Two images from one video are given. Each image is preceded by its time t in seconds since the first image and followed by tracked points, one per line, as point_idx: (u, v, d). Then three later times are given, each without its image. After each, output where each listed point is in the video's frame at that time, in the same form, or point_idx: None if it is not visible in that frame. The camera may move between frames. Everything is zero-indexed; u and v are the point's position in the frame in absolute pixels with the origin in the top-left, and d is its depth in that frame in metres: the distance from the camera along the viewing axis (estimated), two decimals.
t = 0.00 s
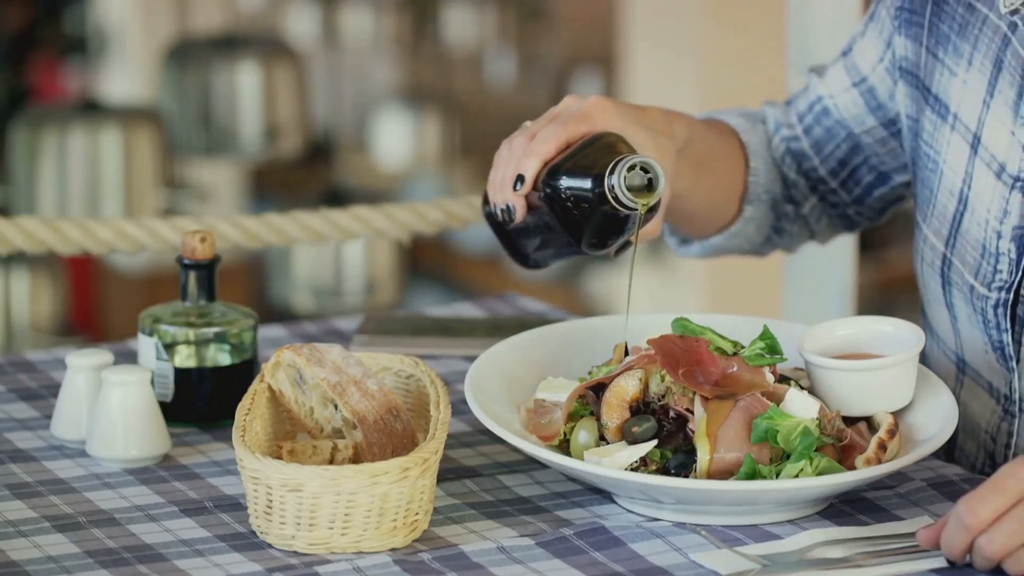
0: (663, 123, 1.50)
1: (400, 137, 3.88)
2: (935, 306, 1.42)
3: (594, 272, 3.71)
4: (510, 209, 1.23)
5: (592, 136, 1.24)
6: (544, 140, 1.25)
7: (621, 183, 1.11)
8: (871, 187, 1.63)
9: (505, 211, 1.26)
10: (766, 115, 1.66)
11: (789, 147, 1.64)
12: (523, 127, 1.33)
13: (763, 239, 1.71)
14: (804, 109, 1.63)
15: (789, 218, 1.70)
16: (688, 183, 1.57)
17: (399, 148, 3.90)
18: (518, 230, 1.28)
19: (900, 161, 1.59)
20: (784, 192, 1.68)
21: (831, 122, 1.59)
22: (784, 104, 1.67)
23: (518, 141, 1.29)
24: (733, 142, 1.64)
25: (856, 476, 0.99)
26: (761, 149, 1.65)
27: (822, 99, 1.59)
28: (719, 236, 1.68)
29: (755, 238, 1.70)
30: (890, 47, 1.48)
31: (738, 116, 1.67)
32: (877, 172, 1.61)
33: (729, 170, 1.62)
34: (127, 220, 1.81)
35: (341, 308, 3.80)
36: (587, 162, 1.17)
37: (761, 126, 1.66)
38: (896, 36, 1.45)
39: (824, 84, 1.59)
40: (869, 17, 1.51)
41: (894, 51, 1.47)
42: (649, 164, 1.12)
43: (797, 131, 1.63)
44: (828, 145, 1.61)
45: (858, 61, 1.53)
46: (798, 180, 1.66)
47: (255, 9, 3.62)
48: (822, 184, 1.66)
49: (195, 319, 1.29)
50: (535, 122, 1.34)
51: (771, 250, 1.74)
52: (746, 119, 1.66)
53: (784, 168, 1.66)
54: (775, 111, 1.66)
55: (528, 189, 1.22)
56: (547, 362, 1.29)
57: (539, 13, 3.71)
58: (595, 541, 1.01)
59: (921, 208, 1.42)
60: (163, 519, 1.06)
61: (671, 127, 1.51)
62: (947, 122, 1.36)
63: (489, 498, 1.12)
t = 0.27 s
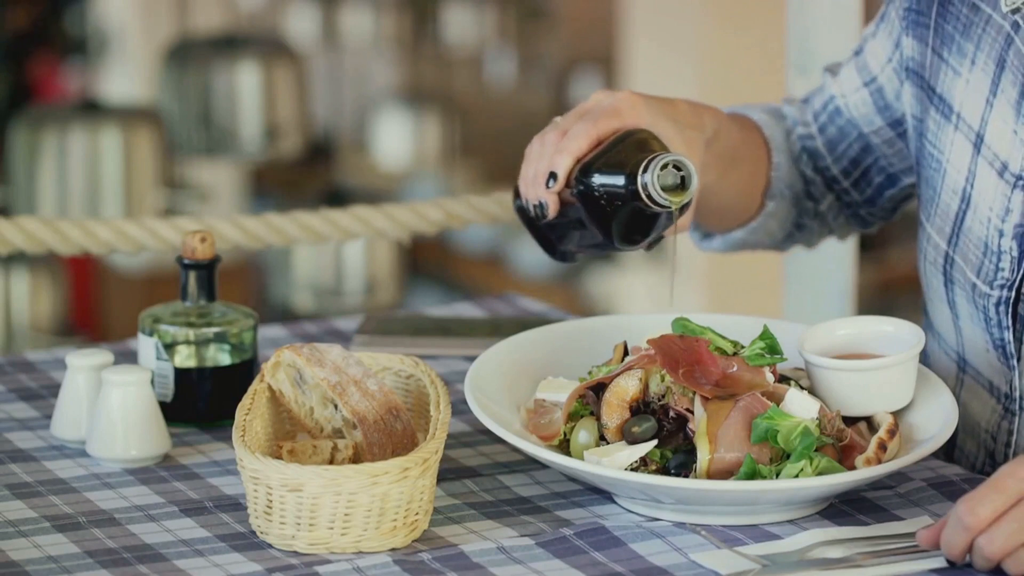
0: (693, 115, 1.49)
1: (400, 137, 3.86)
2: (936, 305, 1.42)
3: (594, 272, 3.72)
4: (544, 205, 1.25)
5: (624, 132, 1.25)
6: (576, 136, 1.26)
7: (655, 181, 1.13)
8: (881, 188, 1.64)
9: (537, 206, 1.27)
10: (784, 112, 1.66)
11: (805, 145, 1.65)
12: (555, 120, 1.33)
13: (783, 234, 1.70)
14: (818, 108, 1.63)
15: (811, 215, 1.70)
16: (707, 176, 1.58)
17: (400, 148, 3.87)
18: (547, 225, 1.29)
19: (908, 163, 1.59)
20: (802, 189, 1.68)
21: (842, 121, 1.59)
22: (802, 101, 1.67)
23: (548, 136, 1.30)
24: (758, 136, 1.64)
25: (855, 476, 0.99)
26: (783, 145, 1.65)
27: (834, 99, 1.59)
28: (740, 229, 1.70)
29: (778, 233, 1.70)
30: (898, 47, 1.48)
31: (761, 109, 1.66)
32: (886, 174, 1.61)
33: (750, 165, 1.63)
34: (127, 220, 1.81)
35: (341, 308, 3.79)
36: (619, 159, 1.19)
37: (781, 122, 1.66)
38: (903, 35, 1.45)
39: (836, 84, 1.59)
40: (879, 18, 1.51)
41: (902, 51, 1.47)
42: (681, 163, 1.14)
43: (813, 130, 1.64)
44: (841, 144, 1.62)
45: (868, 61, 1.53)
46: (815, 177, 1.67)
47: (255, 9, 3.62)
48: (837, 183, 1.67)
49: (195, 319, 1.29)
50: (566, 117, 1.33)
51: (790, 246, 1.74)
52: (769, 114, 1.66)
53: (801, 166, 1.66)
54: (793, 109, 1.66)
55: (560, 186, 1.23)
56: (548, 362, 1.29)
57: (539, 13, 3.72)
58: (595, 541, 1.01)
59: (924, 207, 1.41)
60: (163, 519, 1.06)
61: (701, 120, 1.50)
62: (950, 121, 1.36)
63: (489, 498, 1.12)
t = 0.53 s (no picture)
0: (705, 112, 1.48)
1: (401, 137, 3.84)
2: (937, 305, 1.42)
3: (593, 271, 3.74)
4: (564, 201, 1.25)
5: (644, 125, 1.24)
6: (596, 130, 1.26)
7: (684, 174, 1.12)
8: (881, 189, 1.64)
9: (556, 202, 1.27)
10: (781, 114, 1.65)
11: (802, 147, 1.64)
12: (570, 116, 1.33)
13: (777, 239, 1.67)
14: (816, 110, 1.63)
15: (806, 217, 1.69)
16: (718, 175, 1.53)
17: (401, 147, 3.86)
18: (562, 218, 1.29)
19: (909, 162, 1.60)
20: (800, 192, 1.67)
21: (842, 122, 1.60)
22: (798, 104, 1.67)
23: (564, 132, 1.30)
24: (757, 137, 1.61)
25: (855, 476, 0.99)
26: (782, 146, 1.62)
27: (833, 100, 1.60)
28: (739, 232, 1.65)
29: (774, 237, 1.66)
30: (898, 48, 1.49)
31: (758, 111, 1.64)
32: (887, 174, 1.62)
33: (752, 164, 1.59)
34: (128, 220, 1.81)
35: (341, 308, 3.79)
36: (642, 152, 1.18)
37: (780, 123, 1.64)
38: (904, 36, 1.45)
39: (835, 85, 1.59)
40: (879, 19, 1.51)
41: (903, 51, 1.47)
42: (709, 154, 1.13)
43: (810, 132, 1.64)
44: (840, 145, 1.62)
45: (868, 61, 1.53)
46: (811, 179, 1.66)
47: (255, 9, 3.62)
48: (834, 185, 1.66)
49: (195, 319, 1.29)
50: (582, 112, 1.33)
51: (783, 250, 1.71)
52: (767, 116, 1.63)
53: (798, 168, 1.65)
54: (790, 111, 1.65)
55: (582, 181, 1.23)
56: (547, 362, 1.29)
57: (539, 13, 3.75)
58: (595, 542, 1.01)
59: (926, 207, 1.42)
60: (163, 519, 1.06)
61: (713, 117, 1.49)
62: (953, 121, 1.36)
63: (489, 498, 1.12)
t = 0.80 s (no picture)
0: (693, 118, 1.48)
1: (401, 139, 3.88)
2: (938, 306, 1.42)
3: (593, 271, 3.75)
4: (554, 207, 1.24)
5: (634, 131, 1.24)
6: (590, 135, 1.25)
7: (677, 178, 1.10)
8: (873, 190, 1.64)
9: (544, 209, 1.26)
10: (766, 121, 1.65)
11: (790, 152, 1.64)
12: (557, 123, 1.34)
13: (762, 247, 1.66)
14: (804, 114, 1.63)
15: (789, 224, 1.68)
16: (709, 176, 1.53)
17: (400, 150, 3.90)
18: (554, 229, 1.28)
19: (903, 164, 1.60)
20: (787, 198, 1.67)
21: (833, 126, 1.60)
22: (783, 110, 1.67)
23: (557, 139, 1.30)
24: (741, 143, 1.61)
25: (855, 476, 0.99)
26: (767, 152, 1.62)
27: (823, 104, 1.60)
28: (723, 239, 1.64)
29: (757, 245, 1.65)
30: (892, 50, 1.48)
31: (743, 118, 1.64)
32: (880, 175, 1.62)
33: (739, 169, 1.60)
34: (128, 220, 1.81)
35: (342, 308, 3.79)
36: (635, 157, 1.17)
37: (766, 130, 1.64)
38: (900, 38, 1.45)
39: (824, 89, 1.59)
40: (871, 21, 1.51)
41: (898, 53, 1.47)
42: (704, 157, 1.12)
43: (798, 136, 1.64)
44: (830, 149, 1.62)
45: (861, 64, 1.53)
46: (798, 185, 1.66)
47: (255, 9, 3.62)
48: (823, 189, 1.66)
49: (195, 319, 1.29)
50: (569, 118, 1.34)
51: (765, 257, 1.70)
52: (751, 122, 1.63)
53: (784, 173, 1.65)
54: (775, 117, 1.65)
55: (573, 186, 1.23)
56: (548, 362, 1.29)
57: (539, 13, 3.71)
58: (595, 541, 1.01)
59: (926, 209, 1.42)
60: (163, 519, 1.06)
61: (701, 123, 1.49)
62: (951, 124, 1.36)
63: (489, 498, 1.12)
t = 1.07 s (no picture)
0: (678, 121, 1.49)
1: (401, 139, 3.87)
2: (937, 307, 1.42)
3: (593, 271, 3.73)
4: (532, 212, 1.25)
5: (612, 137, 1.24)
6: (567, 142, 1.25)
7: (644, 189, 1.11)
8: (873, 190, 1.64)
9: (525, 214, 1.27)
10: (766, 120, 1.66)
11: (790, 150, 1.64)
12: (539, 127, 1.33)
13: (760, 244, 1.68)
14: (804, 113, 1.63)
15: (788, 222, 1.69)
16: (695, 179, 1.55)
17: (401, 149, 3.89)
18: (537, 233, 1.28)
19: (903, 164, 1.60)
20: (785, 196, 1.67)
21: (832, 125, 1.60)
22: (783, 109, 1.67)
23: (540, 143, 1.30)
24: (737, 142, 1.63)
25: (855, 476, 0.99)
26: (764, 152, 1.64)
27: (823, 103, 1.59)
28: (721, 238, 1.66)
29: (757, 242, 1.67)
30: (892, 49, 1.48)
31: (743, 119, 1.66)
32: (880, 175, 1.61)
33: (732, 170, 1.61)
34: (128, 220, 1.81)
35: (342, 308, 3.79)
36: (608, 165, 1.18)
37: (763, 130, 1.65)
38: (898, 38, 1.45)
39: (825, 88, 1.59)
40: (871, 21, 1.51)
41: (897, 53, 1.47)
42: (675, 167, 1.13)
43: (798, 135, 1.64)
44: (830, 149, 1.62)
45: (861, 64, 1.53)
46: (798, 183, 1.66)
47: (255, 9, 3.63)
48: (824, 188, 1.66)
49: (195, 319, 1.29)
50: (552, 123, 1.34)
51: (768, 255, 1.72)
52: (749, 122, 1.65)
53: (784, 172, 1.66)
54: (774, 115, 1.66)
55: (549, 194, 1.23)
56: (547, 362, 1.29)
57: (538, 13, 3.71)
58: (595, 541, 1.01)
59: (925, 209, 1.42)
60: (163, 519, 1.06)
61: (686, 125, 1.49)
62: (950, 124, 1.36)
63: (489, 498, 1.12)
